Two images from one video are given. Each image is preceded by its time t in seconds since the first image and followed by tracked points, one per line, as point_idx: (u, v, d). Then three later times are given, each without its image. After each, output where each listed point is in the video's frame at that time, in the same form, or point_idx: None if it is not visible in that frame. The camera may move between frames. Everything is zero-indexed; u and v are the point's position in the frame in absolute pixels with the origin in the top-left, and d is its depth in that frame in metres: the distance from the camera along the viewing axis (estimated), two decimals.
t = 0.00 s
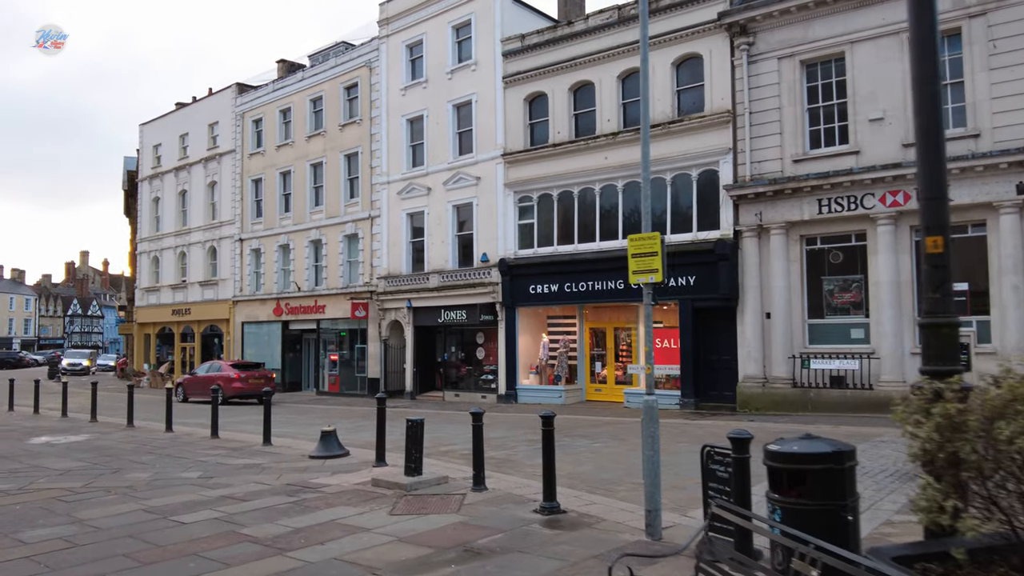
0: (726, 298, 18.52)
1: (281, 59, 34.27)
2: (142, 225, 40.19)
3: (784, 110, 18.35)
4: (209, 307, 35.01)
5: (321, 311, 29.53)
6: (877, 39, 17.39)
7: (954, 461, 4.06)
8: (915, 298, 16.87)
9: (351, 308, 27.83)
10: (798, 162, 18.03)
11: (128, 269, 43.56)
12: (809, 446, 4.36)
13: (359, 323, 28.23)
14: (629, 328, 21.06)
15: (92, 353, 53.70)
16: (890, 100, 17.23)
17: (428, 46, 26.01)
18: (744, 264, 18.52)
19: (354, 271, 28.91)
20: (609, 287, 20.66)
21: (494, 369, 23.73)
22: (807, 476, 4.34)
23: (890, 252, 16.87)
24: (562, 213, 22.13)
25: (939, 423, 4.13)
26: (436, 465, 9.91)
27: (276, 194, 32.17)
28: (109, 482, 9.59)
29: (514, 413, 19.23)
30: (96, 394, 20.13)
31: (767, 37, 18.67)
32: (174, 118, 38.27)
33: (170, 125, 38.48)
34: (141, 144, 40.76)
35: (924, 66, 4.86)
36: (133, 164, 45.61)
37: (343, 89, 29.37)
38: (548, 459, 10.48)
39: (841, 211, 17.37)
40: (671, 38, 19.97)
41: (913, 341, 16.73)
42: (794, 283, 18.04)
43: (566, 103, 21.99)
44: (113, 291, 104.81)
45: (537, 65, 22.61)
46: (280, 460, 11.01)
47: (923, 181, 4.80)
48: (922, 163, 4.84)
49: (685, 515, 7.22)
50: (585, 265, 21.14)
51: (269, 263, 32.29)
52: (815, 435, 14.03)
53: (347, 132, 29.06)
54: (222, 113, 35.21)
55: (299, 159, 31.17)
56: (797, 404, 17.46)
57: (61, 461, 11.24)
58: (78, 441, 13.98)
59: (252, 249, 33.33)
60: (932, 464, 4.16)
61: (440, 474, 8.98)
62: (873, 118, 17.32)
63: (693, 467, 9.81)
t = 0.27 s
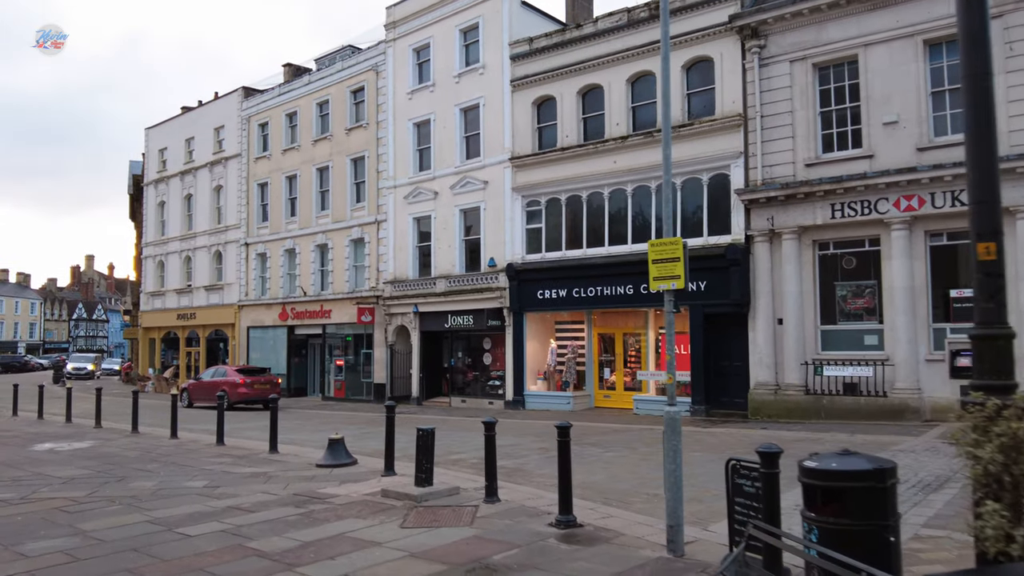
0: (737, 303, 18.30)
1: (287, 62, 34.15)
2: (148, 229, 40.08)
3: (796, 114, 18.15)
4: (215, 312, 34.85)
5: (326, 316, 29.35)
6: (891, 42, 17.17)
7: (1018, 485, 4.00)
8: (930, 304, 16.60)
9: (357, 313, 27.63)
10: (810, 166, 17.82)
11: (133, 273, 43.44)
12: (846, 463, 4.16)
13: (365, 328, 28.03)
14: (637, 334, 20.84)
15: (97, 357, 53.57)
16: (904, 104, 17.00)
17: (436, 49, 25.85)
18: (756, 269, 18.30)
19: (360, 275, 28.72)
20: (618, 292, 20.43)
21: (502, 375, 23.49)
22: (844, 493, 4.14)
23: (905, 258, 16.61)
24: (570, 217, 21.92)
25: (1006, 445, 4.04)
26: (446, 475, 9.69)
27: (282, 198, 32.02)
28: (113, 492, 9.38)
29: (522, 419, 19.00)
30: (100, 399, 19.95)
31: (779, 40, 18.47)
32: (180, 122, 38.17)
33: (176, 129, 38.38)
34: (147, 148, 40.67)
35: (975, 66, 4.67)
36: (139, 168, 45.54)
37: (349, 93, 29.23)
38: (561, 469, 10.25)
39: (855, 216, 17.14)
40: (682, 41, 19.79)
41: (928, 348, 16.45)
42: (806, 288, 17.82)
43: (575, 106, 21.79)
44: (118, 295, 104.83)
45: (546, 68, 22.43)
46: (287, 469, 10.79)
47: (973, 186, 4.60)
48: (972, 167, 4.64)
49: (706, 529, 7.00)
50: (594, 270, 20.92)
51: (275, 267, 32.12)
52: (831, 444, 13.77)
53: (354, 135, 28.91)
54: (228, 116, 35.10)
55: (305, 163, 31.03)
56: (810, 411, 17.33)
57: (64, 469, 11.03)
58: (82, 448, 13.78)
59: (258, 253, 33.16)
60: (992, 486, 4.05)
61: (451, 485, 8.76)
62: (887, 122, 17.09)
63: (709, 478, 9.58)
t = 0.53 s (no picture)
0: (748, 306, 18.07)
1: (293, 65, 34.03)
2: (153, 232, 39.98)
3: (808, 114, 17.94)
4: (220, 315, 34.72)
5: (332, 319, 29.18)
6: (905, 41, 16.94)
7: None
8: (945, 306, 16.34)
9: (362, 316, 27.45)
10: (822, 167, 17.61)
11: (139, 277, 43.35)
12: (885, 469, 3.97)
13: (370, 331, 27.84)
14: (647, 338, 20.60)
15: (102, 361, 53.51)
16: (917, 104, 16.76)
17: (442, 51, 25.68)
18: (767, 270, 18.08)
19: (365, 279, 28.54)
20: (627, 295, 20.20)
21: (509, 378, 23.28)
22: (885, 501, 3.94)
23: (919, 259, 16.36)
24: (578, 219, 21.71)
25: None
26: (456, 480, 9.47)
27: (287, 201, 31.87)
28: (116, 497, 9.19)
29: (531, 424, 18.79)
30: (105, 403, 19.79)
31: (790, 40, 18.26)
32: (185, 125, 38.07)
33: (182, 132, 38.28)
34: (152, 151, 40.58)
35: None
36: (144, 171, 45.47)
37: (355, 95, 29.09)
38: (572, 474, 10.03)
39: (867, 217, 16.91)
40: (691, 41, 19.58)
41: (942, 350, 16.19)
42: (818, 290, 17.60)
43: (583, 107, 21.59)
44: (123, 299, 104.92)
45: (553, 69, 22.23)
46: (293, 474, 10.60)
47: None
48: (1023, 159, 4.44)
49: (726, 537, 6.78)
50: (602, 272, 20.70)
51: (280, 270, 31.97)
52: (846, 448, 13.53)
53: (360, 138, 28.75)
54: (234, 119, 34.99)
55: (311, 166, 30.88)
56: (822, 415, 17.09)
57: (67, 474, 10.85)
58: (86, 452, 13.61)
59: (263, 256, 33.01)
60: None
61: (461, 491, 8.55)
62: (900, 122, 16.86)
63: (725, 483, 9.35)
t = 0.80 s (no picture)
0: (761, 308, 17.79)
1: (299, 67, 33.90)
2: (159, 236, 39.85)
3: (820, 113, 17.70)
4: (226, 318, 34.56)
5: (338, 323, 28.98)
6: (919, 39, 16.67)
7: None
8: (961, 308, 16.05)
9: (369, 319, 27.25)
10: (835, 166, 17.34)
11: (144, 280, 43.22)
12: (930, 479, 3.74)
13: (377, 334, 27.64)
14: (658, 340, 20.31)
15: (108, 365, 53.44)
16: (933, 102, 16.49)
17: (449, 51, 25.49)
18: (780, 272, 17.82)
19: (372, 281, 28.34)
20: (637, 297, 19.94)
21: (517, 382, 23.03)
22: (930, 513, 3.71)
23: (935, 260, 16.06)
24: (587, 221, 21.47)
25: None
26: (466, 486, 9.23)
27: (293, 204, 31.71)
28: (119, 504, 8.96)
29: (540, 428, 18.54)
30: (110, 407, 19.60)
31: (802, 38, 18.02)
32: (191, 127, 37.95)
33: (187, 134, 38.16)
34: (158, 154, 40.48)
35: None
36: (150, 174, 45.38)
37: (361, 97, 28.92)
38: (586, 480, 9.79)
39: (882, 217, 16.63)
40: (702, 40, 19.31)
41: (959, 353, 15.90)
42: (832, 292, 17.33)
43: (592, 107, 21.36)
44: (130, 303, 105.04)
45: (562, 69, 22.01)
46: (300, 480, 10.37)
47: None
48: None
49: (749, 547, 6.52)
50: (612, 274, 20.46)
51: (286, 273, 31.80)
52: (862, 452, 13.25)
53: (366, 140, 28.57)
54: (239, 121, 34.85)
55: (317, 168, 30.71)
56: (837, 419, 16.82)
57: (69, 480, 10.63)
58: (90, 457, 13.40)
59: (270, 259, 32.84)
60: None
61: (473, 498, 8.32)
62: (915, 121, 16.59)
63: (743, 489, 9.10)
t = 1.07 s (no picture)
0: (775, 311, 17.56)
1: (307, 70, 33.79)
2: (166, 239, 39.77)
3: (835, 113, 17.46)
4: (233, 322, 34.44)
5: (346, 326, 28.81)
6: (935, 37, 16.41)
7: None
8: (980, 310, 15.78)
9: (378, 322, 27.06)
10: (850, 167, 17.10)
11: (152, 284, 43.16)
12: (982, 493, 3.52)
13: (385, 337, 27.45)
14: (669, 343, 20.06)
15: (116, 368, 53.44)
16: (950, 101, 16.23)
17: (457, 53, 25.31)
18: (794, 274, 17.61)
19: (380, 284, 28.17)
20: (648, 300, 19.71)
21: (526, 385, 22.81)
22: (981, 530, 3.49)
23: (953, 262, 15.79)
24: (597, 223, 21.24)
25: None
26: (480, 494, 9.02)
27: (301, 207, 31.56)
28: (125, 512, 8.78)
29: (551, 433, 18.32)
30: (117, 412, 19.46)
31: (815, 36, 17.78)
32: (199, 130, 37.87)
33: (195, 138, 38.09)
34: (165, 157, 40.42)
35: None
36: (158, 178, 45.34)
37: (369, 99, 28.77)
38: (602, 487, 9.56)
39: (898, 218, 16.38)
40: (714, 39, 19.06)
41: (978, 356, 15.62)
42: (847, 294, 17.09)
43: (602, 108, 21.15)
44: (138, 306, 105.26)
45: (572, 69, 21.80)
46: (310, 487, 10.18)
47: None
48: None
49: (775, 559, 6.30)
50: (623, 277, 20.23)
51: (294, 277, 31.66)
52: (882, 457, 12.99)
53: (374, 142, 28.42)
54: (247, 124, 34.74)
55: (324, 171, 30.57)
56: (853, 424, 16.57)
57: (75, 487, 10.46)
58: (96, 462, 13.24)
59: (278, 262, 32.69)
60: None
61: (486, 506, 8.10)
62: (932, 120, 16.32)
63: (763, 498, 8.87)
